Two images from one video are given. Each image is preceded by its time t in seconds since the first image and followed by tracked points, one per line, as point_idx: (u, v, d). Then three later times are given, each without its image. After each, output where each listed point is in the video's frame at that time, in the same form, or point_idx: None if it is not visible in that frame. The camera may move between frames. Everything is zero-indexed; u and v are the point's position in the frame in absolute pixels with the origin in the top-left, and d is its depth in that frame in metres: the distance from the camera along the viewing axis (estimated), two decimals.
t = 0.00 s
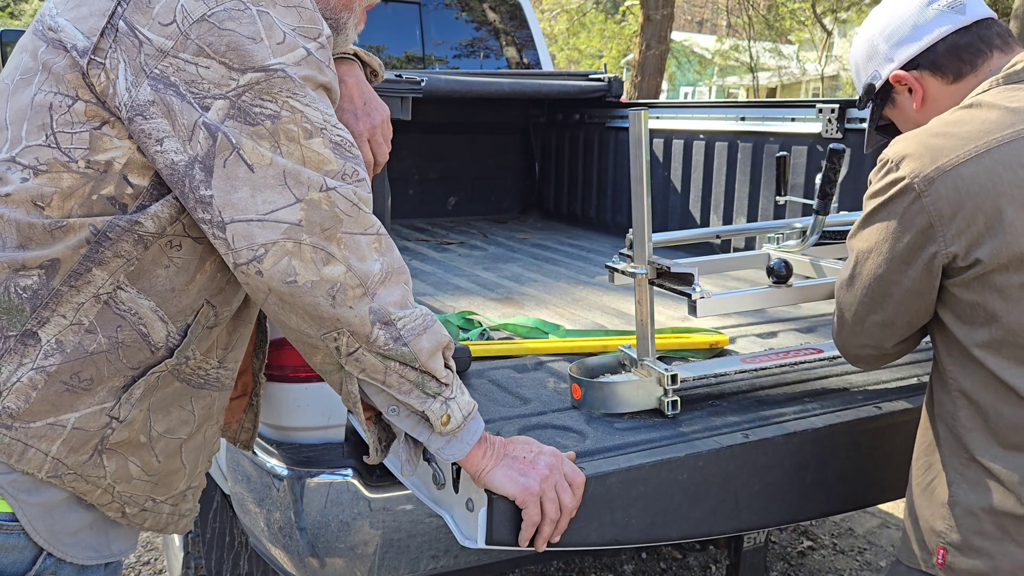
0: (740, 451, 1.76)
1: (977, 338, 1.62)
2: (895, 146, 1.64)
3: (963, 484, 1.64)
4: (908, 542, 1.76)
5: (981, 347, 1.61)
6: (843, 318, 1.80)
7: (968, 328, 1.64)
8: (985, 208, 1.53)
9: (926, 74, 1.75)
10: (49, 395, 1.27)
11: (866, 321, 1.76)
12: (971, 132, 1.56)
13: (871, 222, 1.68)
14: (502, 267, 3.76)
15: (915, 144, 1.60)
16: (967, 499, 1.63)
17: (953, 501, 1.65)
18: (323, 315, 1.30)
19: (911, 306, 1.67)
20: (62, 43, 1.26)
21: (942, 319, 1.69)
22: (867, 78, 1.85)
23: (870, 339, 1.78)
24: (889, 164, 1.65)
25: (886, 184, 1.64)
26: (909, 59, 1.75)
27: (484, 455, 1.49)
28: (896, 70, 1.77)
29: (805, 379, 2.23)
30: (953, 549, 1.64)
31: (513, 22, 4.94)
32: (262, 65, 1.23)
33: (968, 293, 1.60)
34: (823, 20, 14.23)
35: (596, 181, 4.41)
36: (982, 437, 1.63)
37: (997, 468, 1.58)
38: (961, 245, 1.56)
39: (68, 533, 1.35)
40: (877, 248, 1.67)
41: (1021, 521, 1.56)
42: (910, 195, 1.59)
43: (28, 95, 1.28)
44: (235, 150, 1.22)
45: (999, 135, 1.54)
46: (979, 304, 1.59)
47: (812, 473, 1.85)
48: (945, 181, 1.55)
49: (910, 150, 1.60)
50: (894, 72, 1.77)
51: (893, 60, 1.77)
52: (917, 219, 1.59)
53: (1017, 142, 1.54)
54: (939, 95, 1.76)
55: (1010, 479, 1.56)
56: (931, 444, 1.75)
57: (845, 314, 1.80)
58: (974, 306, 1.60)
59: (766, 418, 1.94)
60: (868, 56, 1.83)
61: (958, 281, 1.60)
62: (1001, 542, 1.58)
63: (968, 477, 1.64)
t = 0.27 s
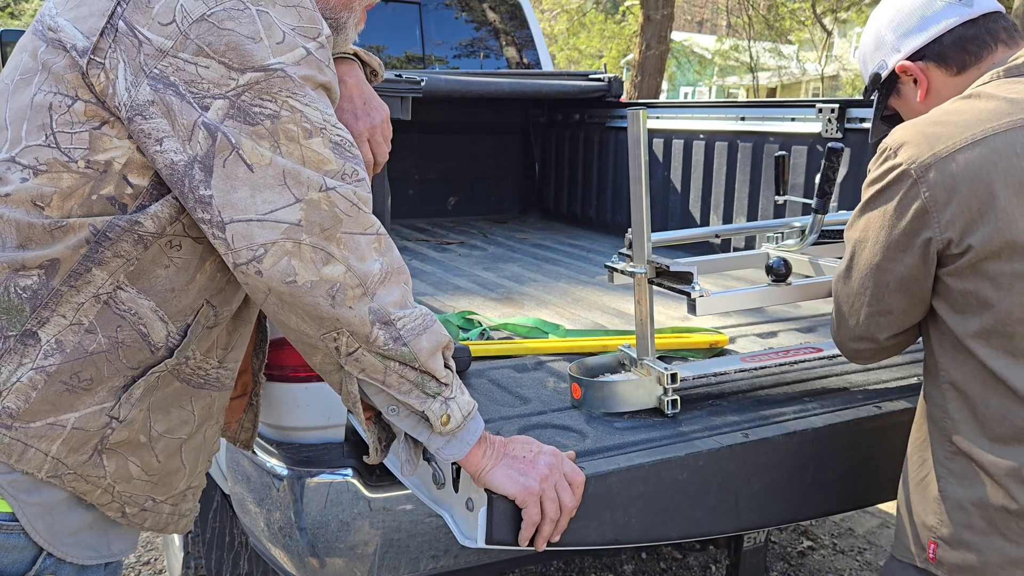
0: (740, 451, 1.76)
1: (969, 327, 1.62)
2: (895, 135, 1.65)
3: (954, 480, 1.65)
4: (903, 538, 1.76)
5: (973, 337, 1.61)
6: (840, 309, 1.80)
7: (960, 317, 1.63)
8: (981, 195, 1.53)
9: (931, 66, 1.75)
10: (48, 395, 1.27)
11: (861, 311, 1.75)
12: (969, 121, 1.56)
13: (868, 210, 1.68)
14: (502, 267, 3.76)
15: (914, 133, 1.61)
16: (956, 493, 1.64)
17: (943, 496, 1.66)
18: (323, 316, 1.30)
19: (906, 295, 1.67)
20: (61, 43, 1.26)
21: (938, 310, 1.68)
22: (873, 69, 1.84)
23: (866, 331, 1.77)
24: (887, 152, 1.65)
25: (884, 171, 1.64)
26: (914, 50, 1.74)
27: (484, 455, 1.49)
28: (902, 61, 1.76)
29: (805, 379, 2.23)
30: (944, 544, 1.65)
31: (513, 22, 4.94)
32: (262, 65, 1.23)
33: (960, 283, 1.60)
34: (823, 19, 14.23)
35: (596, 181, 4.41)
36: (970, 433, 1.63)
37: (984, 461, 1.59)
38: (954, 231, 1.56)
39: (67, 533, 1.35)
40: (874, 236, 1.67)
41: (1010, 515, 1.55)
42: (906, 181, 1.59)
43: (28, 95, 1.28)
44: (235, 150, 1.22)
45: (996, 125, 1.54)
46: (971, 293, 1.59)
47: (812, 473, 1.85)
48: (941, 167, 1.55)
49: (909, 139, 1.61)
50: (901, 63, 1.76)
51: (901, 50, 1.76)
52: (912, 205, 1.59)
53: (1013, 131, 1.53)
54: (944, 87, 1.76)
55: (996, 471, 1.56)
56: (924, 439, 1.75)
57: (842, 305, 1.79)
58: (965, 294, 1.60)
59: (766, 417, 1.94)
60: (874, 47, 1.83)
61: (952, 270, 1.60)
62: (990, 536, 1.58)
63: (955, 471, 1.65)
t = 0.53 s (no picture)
0: (740, 451, 1.76)
1: (964, 322, 1.61)
2: (893, 130, 1.66)
3: (950, 476, 1.65)
4: (901, 536, 1.76)
5: (968, 331, 1.60)
6: (836, 306, 1.80)
7: (955, 312, 1.63)
8: (976, 187, 1.53)
9: (934, 62, 1.75)
10: (48, 395, 1.27)
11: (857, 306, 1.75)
12: (966, 115, 1.57)
13: (866, 204, 1.69)
14: (502, 267, 3.76)
15: (912, 127, 1.62)
16: (952, 488, 1.64)
17: (939, 492, 1.66)
18: (323, 316, 1.30)
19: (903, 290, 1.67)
20: (61, 43, 1.26)
21: (933, 306, 1.67)
22: (875, 64, 1.84)
23: (862, 328, 1.77)
24: (886, 146, 1.66)
25: (883, 165, 1.65)
26: (917, 46, 1.74)
27: (484, 455, 1.49)
28: (905, 56, 1.76)
29: (805, 379, 2.23)
30: (939, 539, 1.65)
31: (512, 22, 4.94)
32: (261, 65, 1.23)
33: (955, 278, 1.60)
34: (823, 19, 14.22)
35: (596, 181, 4.41)
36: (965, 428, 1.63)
37: (979, 456, 1.59)
38: (951, 224, 1.56)
39: (67, 533, 1.35)
40: (872, 230, 1.67)
41: (1003, 508, 1.55)
42: (904, 174, 1.60)
43: (28, 95, 1.28)
44: (235, 150, 1.22)
45: (992, 119, 1.55)
46: (965, 288, 1.59)
47: (812, 473, 1.85)
48: (938, 160, 1.56)
49: (907, 134, 1.62)
50: (904, 58, 1.76)
51: (904, 46, 1.76)
52: (909, 197, 1.60)
53: (1009, 126, 1.54)
54: (946, 83, 1.76)
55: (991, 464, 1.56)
56: (918, 436, 1.75)
57: (839, 302, 1.79)
58: (959, 289, 1.60)
59: (766, 417, 1.94)
60: (878, 42, 1.82)
61: (947, 263, 1.60)
62: (985, 530, 1.58)
63: (950, 467, 1.65)
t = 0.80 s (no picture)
0: (740, 451, 1.76)
1: (972, 319, 1.60)
2: (907, 122, 1.65)
3: (952, 476, 1.65)
4: (901, 536, 1.76)
5: (976, 328, 1.60)
6: (843, 300, 1.78)
7: (964, 309, 1.62)
8: (992, 181, 1.53)
9: (950, 52, 1.74)
10: (48, 395, 1.27)
11: (865, 301, 1.74)
12: (981, 107, 1.57)
13: (877, 197, 1.68)
14: (502, 267, 3.76)
15: (927, 119, 1.61)
16: (953, 488, 1.64)
17: (940, 492, 1.66)
18: (322, 317, 1.30)
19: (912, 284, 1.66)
20: (61, 44, 1.26)
21: (941, 302, 1.67)
22: (892, 51, 1.84)
23: (869, 322, 1.75)
24: (899, 138, 1.65)
25: (896, 157, 1.64)
26: (934, 36, 1.73)
27: (484, 455, 1.49)
28: (921, 45, 1.76)
29: (805, 379, 2.23)
30: (941, 540, 1.65)
31: (512, 22, 4.94)
32: (261, 66, 1.23)
33: (965, 274, 1.60)
34: (823, 19, 14.21)
35: (596, 181, 4.41)
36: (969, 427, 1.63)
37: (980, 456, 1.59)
38: (965, 218, 1.56)
39: (67, 533, 1.35)
40: (883, 222, 1.66)
41: (1009, 509, 1.56)
42: (919, 166, 1.59)
43: (28, 96, 1.28)
44: (235, 151, 1.22)
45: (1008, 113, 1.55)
46: (975, 284, 1.59)
47: (812, 473, 1.85)
48: (954, 152, 1.56)
49: (920, 126, 1.61)
50: (919, 48, 1.76)
51: (920, 35, 1.75)
52: (924, 190, 1.59)
53: None
54: (961, 74, 1.76)
55: (995, 466, 1.57)
56: (920, 436, 1.75)
57: (846, 295, 1.78)
58: (969, 285, 1.60)
59: (766, 417, 1.94)
60: (897, 29, 1.82)
61: (959, 258, 1.60)
62: (988, 532, 1.58)
63: (950, 466, 1.65)
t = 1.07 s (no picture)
0: (740, 451, 1.76)
1: (980, 318, 1.61)
2: (913, 121, 1.65)
3: (955, 476, 1.65)
4: (903, 536, 1.76)
5: (983, 327, 1.60)
6: (848, 299, 1.78)
7: (972, 308, 1.62)
8: (1000, 180, 1.54)
9: (950, 51, 1.74)
10: (48, 395, 1.27)
11: (870, 301, 1.74)
12: (988, 107, 1.58)
13: (883, 197, 1.67)
14: (502, 267, 3.76)
15: (933, 119, 1.61)
16: (958, 488, 1.64)
17: (944, 492, 1.66)
18: (322, 317, 1.30)
19: (918, 285, 1.66)
20: (61, 44, 1.26)
21: (947, 301, 1.67)
22: (891, 49, 1.84)
23: (874, 322, 1.75)
24: (905, 138, 1.65)
25: (902, 157, 1.64)
26: (933, 33, 1.74)
27: (484, 455, 1.49)
28: (921, 44, 1.76)
29: (805, 379, 2.23)
30: (946, 540, 1.65)
31: (512, 22, 4.94)
32: (260, 66, 1.23)
33: (973, 273, 1.60)
34: (822, 19, 14.21)
35: (596, 181, 4.41)
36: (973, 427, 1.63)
37: (987, 457, 1.59)
38: (973, 218, 1.56)
39: (67, 533, 1.35)
40: (889, 222, 1.66)
41: (1015, 508, 1.56)
42: (925, 166, 1.59)
43: (28, 96, 1.28)
44: (235, 151, 1.22)
45: (1015, 113, 1.56)
46: (984, 283, 1.59)
47: (812, 473, 1.85)
48: (961, 152, 1.56)
49: (926, 125, 1.61)
50: (919, 45, 1.76)
51: (920, 33, 1.76)
52: (931, 190, 1.58)
53: None
54: (961, 73, 1.76)
55: (1000, 466, 1.57)
56: (924, 436, 1.75)
57: (850, 295, 1.77)
58: (977, 284, 1.60)
59: (766, 417, 1.94)
60: (896, 27, 1.82)
61: (966, 258, 1.60)
62: (993, 532, 1.58)
63: (955, 466, 1.65)
